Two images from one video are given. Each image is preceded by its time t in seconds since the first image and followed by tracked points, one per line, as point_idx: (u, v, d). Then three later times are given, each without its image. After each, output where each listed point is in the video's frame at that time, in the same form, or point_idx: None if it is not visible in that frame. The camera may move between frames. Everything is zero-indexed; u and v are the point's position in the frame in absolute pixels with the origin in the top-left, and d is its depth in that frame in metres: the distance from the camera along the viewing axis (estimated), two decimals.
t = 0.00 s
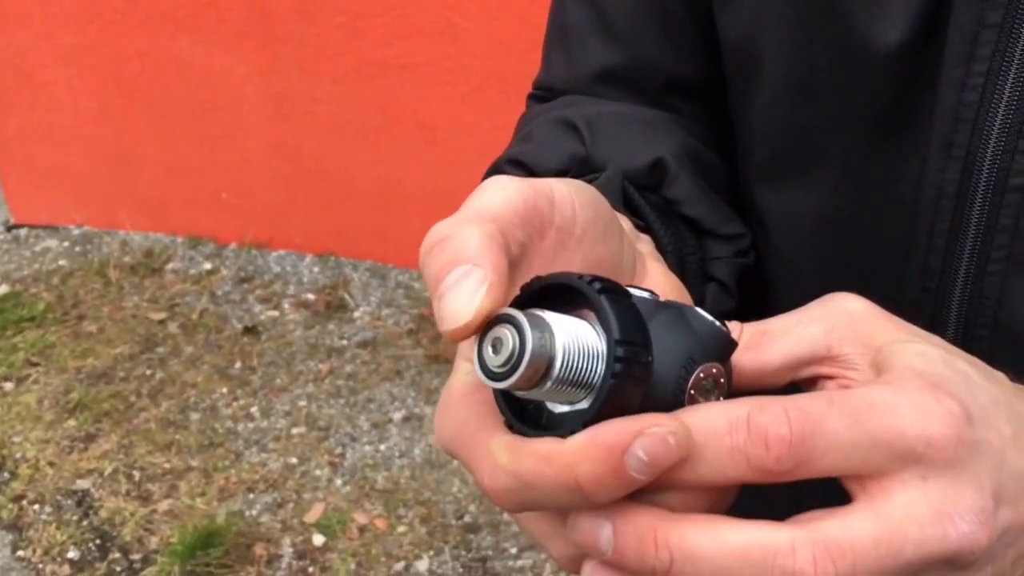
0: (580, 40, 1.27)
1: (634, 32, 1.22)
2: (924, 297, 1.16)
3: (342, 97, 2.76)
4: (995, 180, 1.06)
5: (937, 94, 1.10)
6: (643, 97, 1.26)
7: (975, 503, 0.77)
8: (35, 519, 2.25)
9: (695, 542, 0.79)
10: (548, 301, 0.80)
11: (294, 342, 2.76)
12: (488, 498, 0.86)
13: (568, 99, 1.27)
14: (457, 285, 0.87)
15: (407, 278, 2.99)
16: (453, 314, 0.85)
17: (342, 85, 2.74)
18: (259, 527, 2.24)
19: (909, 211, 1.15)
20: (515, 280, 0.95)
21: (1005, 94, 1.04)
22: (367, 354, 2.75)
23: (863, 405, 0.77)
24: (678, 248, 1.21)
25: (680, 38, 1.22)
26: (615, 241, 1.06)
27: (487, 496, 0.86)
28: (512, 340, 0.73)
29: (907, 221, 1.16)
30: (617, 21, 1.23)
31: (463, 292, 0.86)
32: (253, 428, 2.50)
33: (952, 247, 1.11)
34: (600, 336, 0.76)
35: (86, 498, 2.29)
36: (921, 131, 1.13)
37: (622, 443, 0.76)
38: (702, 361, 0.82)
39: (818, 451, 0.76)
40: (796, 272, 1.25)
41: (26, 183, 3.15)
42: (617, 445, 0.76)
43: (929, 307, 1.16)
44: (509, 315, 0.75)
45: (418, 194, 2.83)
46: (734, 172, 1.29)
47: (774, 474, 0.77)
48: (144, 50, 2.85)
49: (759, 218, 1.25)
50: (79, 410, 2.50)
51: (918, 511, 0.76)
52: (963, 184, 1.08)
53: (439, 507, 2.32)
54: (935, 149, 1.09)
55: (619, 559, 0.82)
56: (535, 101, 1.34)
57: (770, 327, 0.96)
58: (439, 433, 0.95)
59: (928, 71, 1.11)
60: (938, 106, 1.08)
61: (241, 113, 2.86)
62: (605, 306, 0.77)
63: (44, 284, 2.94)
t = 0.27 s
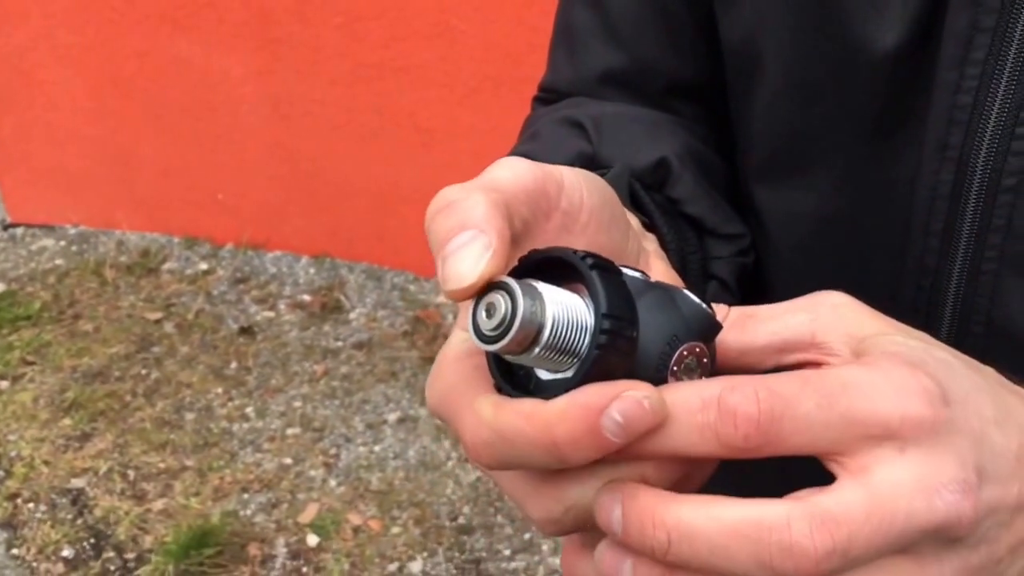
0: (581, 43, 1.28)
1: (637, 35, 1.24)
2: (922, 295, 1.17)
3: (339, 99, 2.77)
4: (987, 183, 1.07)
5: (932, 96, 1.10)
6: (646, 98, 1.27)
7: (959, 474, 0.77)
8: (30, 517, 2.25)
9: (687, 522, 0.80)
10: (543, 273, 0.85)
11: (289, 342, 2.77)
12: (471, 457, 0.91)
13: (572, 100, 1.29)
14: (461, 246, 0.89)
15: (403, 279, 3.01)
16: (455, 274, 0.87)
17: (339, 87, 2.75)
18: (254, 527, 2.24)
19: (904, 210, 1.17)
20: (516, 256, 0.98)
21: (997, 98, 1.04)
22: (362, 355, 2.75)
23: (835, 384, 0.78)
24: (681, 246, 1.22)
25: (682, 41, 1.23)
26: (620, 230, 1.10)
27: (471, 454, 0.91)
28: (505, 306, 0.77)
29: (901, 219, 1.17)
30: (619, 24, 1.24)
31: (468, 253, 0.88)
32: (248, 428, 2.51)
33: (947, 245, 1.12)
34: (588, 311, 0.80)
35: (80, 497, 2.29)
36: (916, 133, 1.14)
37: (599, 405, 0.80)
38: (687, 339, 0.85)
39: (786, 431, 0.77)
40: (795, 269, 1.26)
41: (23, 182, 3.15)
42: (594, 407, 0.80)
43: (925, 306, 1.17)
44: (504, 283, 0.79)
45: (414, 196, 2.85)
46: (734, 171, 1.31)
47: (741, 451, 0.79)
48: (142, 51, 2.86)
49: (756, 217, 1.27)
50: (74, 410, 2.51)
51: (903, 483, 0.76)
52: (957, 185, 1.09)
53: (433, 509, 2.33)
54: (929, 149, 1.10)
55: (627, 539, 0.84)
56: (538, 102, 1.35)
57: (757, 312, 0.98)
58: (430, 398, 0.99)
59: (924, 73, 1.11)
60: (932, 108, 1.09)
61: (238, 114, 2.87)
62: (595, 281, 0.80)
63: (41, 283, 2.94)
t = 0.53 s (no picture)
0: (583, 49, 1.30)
1: (637, 38, 1.25)
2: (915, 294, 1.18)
3: (337, 102, 2.78)
4: (979, 186, 1.08)
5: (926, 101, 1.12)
6: (645, 102, 1.29)
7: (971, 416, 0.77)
8: (23, 515, 2.25)
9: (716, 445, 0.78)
10: (569, 224, 0.82)
11: (284, 344, 2.78)
12: (468, 382, 0.91)
13: (572, 102, 1.29)
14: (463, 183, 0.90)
15: (398, 282, 3.02)
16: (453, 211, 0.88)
17: (337, 89, 2.76)
18: (247, 527, 2.25)
19: (896, 215, 1.18)
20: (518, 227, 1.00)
21: (990, 103, 1.06)
22: (357, 358, 2.76)
23: (851, 339, 0.78)
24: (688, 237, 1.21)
25: (682, 43, 1.25)
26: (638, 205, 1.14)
27: (469, 379, 0.91)
28: (541, 255, 0.74)
29: (893, 223, 1.18)
30: (619, 27, 1.26)
31: (469, 192, 0.89)
32: (243, 429, 2.51)
33: (938, 247, 1.13)
34: (622, 267, 0.78)
35: (74, 496, 2.30)
36: (910, 138, 1.15)
37: (608, 356, 0.79)
38: (705, 296, 0.82)
39: (815, 393, 0.77)
40: (790, 268, 1.27)
41: (19, 181, 3.15)
42: (603, 357, 0.79)
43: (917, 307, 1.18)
44: (538, 229, 0.75)
45: (411, 199, 2.86)
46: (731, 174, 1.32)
47: (770, 420, 0.79)
48: (140, 51, 2.86)
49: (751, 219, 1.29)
50: (68, 409, 2.51)
51: (926, 419, 0.75)
52: (950, 188, 1.10)
53: (426, 512, 2.34)
54: (923, 153, 1.12)
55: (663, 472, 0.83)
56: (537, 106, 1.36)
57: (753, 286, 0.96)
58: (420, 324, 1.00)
59: (920, 78, 1.13)
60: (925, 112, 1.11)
61: (236, 115, 2.88)
62: (631, 244, 0.78)
63: (37, 282, 2.95)
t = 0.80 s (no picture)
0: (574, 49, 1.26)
1: (629, 47, 1.21)
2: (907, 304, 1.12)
3: (332, 102, 2.78)
4: (973, 190, 1.01)
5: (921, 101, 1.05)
6: (638, 112, 1.25)
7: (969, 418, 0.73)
8: (17, 516, 2.25)
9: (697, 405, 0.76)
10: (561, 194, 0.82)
11: (279, 345, 2.77)
12: (451, 343, 0.88)
13: (566, 114, 1.26)
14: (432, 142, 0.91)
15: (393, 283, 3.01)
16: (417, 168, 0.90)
17: (331, 90, 2.76)
18: (241, 528, 2.25)
19: (889, 227, 1.13)
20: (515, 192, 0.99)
21: (985, 103, 0.98)
22: (351, 358, 2.76)
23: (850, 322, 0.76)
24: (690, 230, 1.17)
25: (672, 50, 1.21)
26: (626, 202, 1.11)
27: (452, 340, 0.87)
28: (540, 216, 0.74)
29: (886, 232, 1.13)
30: (610, 33, 1.22)
31: (436, 150, 0.90)
32: (237, 430, 2.51)
33: (931, 253, 1.06)
34: (613, 237, 0.78)
35: (68, 497, 2.30)
36: (904, 146, 1.10)
37: (600, 322, 0.77)
38: (683, 272, 0.84)
39: (800, 363, 0.75)
40: (784, 274, 1.23)
41: (14, 181, 3.15)
42: (595, 322, 0.77)
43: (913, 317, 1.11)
44: (537, 192, 0.75)
45: (405, 200, 2.85)
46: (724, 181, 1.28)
47: (752, 385, 0.77)
48: (134, 51, 2.86)
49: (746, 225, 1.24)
50: (62, 409, 2.51)
51: (916, 411, 0.72)
52: (944, 193, 1.03)
53: (421, 513, 2.34)
54: (914, 156, 1.04)
55: (636, 436, 0.81)
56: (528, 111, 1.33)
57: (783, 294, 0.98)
58: (392, 288, 0.95)
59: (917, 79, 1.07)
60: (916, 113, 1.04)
61: (230, 116, 2.88)
62: (624, 215, 0.79)
63: (31, 282, 2.94)
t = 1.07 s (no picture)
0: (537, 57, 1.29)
1: (590, 51, 1.25)
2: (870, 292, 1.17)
3: (313, 109, 2.86)
4: (935, 178, 1.06)
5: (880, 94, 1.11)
6: (602, 114, 1.28)
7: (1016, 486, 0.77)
8: (15, 515, 2.34)
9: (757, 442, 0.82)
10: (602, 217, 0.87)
11: (265, 345, 2.86)
12: (490, 352, 0.87)
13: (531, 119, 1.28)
14: (470, 151, 0.95)
15: (375, 283, 3.10)
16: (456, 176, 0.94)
17: (312, 97, 2.84)
18: (232, 523, 2.34)
19: (849, 215, 1.18)
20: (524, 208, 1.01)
21: (943, 96, 1.04)
22: (336, 356, 2.84)
23: (884, 368, 0.80)
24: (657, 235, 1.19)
25: (632, 52, 1.25)
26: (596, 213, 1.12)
27: (493, 350, 0.87)
28: (597, 231, 0.80)
29: (846, 219, 1.18)
30: (572, 39, 1.25)
31: (475, 162, 0.94)
32: (226, 428, 2.60)
33: (896, 241, 1.11)
34: (653, 257, 0.84)
35: (64, 496, 2.39)
36: (861, 138, 1.15)
37: (653, 342, 0.81)
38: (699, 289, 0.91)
39: (833, 405, 0.80)
40: (744, 263, 1.28)
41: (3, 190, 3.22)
42: (652, 341, 0.81)
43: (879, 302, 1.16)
44: (593, 209, 0.82)
45: (385, 202, 2.94)
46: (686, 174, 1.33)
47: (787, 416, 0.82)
48: (120, 62, 2.94)
49: (713, 217, 1.29)
50: (57, 412, 2.60)
51: (950, 482, 0.77)
52: (907, 182, 1.09)
53: (405, 505, 2.43)
54: (878, 147, 1.10)
55: (654, 448, 0.87)
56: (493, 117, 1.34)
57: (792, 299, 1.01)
58: (409, 297, 0.93)
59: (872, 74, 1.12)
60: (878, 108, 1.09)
61: (215, 124, 2.96)
62: (662, 235, 0.84)
63: (23, 289, 3.02)
